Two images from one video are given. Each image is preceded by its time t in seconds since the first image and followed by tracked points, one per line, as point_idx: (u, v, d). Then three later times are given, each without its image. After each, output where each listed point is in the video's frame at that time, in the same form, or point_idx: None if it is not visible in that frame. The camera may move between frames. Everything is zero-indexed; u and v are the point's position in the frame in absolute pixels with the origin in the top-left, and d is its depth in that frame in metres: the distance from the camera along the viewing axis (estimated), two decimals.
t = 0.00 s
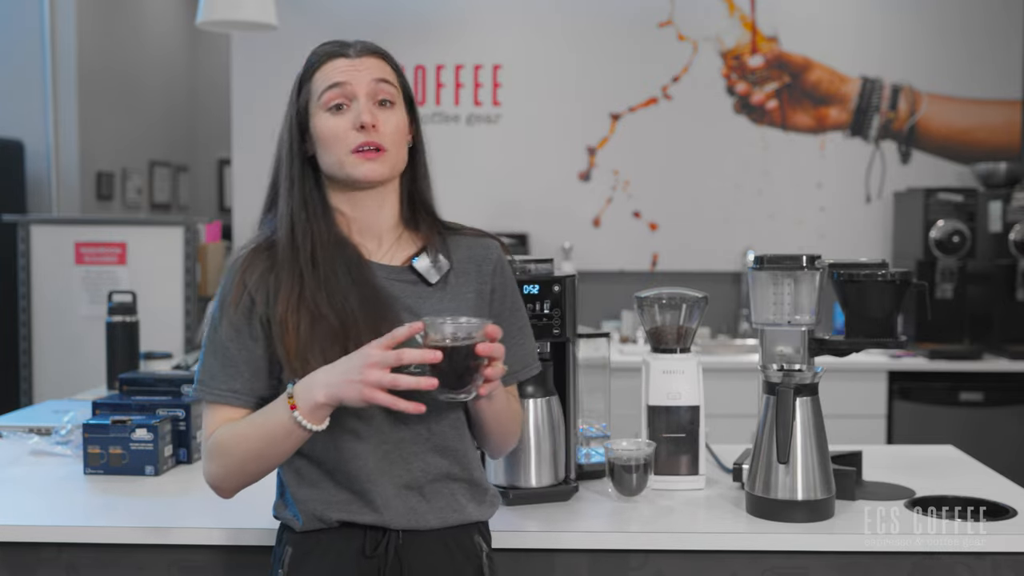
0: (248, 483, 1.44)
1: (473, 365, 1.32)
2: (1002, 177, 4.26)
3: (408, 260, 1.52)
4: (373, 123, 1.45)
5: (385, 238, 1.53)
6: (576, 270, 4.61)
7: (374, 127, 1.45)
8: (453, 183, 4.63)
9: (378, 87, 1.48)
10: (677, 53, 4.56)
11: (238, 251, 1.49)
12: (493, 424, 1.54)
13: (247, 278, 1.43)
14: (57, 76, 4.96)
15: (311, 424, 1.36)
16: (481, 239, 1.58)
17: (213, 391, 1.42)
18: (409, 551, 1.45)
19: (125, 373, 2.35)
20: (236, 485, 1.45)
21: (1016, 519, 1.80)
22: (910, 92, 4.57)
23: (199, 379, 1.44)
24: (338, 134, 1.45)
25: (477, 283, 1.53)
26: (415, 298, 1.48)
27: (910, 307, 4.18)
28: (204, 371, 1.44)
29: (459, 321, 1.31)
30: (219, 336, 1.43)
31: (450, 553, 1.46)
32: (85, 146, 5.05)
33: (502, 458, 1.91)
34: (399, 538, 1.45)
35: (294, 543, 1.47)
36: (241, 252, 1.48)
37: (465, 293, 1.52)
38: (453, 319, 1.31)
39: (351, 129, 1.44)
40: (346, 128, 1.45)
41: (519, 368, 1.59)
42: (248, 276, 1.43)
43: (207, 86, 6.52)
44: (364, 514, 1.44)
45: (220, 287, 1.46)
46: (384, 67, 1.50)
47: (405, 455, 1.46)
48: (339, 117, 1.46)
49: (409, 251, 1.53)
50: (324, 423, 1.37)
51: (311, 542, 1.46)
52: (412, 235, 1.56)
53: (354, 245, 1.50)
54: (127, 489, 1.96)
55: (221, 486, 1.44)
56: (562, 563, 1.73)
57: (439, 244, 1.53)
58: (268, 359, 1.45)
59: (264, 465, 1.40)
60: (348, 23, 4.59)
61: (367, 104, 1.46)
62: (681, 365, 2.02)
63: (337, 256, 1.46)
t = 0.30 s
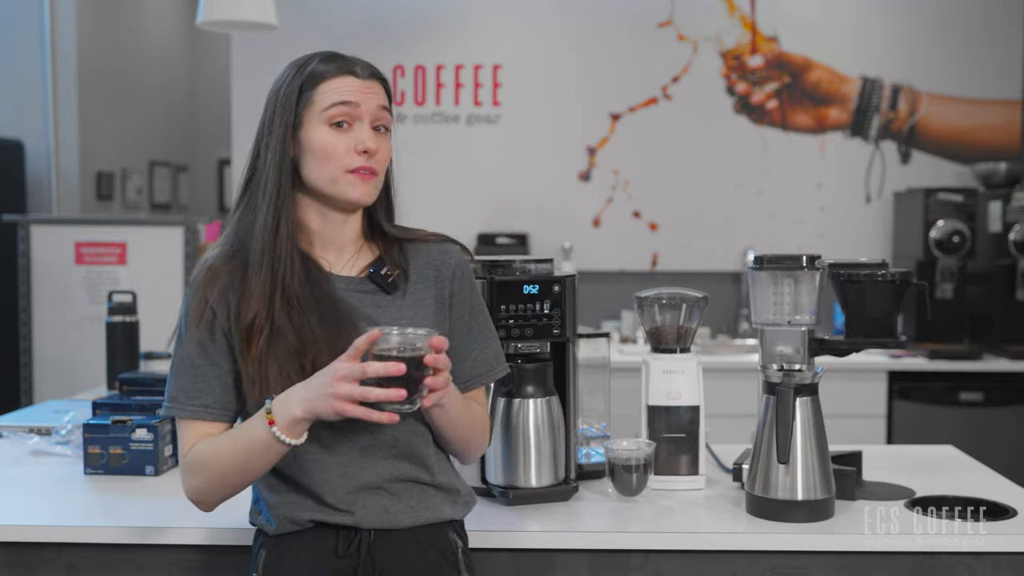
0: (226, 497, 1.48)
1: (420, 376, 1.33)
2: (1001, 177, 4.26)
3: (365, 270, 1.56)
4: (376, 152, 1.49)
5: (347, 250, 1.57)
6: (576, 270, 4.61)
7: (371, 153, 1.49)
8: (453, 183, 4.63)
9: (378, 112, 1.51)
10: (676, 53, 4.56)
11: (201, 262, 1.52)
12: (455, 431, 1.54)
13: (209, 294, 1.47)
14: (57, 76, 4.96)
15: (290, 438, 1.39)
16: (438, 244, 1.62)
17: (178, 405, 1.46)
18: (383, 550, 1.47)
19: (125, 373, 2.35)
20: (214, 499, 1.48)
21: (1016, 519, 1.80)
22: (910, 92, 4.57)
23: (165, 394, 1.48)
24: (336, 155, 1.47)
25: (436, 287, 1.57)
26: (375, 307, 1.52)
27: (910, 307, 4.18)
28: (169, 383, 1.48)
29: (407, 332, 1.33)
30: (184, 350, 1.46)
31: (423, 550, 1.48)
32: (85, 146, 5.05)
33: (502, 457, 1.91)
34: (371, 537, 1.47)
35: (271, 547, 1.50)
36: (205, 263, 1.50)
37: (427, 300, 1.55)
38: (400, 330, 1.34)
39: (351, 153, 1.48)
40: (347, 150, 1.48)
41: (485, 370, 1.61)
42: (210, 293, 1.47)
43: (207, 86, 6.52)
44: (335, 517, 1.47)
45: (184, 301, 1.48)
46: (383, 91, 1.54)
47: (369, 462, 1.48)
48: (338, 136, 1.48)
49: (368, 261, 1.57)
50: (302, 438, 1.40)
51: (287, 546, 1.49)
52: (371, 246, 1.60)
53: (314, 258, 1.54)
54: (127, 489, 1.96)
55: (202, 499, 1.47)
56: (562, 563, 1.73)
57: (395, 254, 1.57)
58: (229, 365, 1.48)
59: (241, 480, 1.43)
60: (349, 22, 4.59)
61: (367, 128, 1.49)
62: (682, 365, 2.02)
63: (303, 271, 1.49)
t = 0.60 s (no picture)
0: (235, 497, 1.48)
1: (399, 371, 1.32)
2: (1002, 177, 4.26)
3: (370, 273, 1.55)
4: (375, 161, 1.48)
5: (353, 254, 1.56)
6: (576, 270, 4.61)
7: (372, 163, 1.48)
8: (453, 183, 4.63)
9: (382, 122, 1.50)
10: (676, 53, 4.56)
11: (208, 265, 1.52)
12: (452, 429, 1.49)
13: (213, 297, 1.47)
14: (57, 76, 4.96)
15: (290, 433, 1.39)
16: (445, 246, 1.61)
17: (182, 407, 1.46)
18: (387, 560, 1.47)
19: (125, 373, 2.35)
20: (224, 500, 1.49)
21: (1016, 519, 1.80)
22: (910, 92, 4.57)
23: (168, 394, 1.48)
24: (337, 165, 1.47)
25: (442, 291, 1.56)
26: (379, 311, 1.51)
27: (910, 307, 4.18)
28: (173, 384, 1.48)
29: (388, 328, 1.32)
30: (188, 352, 1.47)
31: (427, 561, 1.48)
32: (85, 147, 5.05)
33: (501, 457, 1.90)
34: (376, 546, 1.47)
35: (275, 550, 1.50)
36: (212, 267, 1.51)
37: (433, 302, 1.54)
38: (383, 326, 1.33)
39: (351, 162, 1.47)
40: (347, 160, 1.47)
41: (492, 374, 1.58)
42: (215, 296, 1.47)
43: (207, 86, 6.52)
44: (341, 523, 1.47)
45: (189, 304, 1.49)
46: (387, 99, 1.52)
47: (377, 467, 1.48)
48: (340, 145, 1.47)
49: (373, 264, 1.57)
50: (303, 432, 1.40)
51: (291, 549, 1.48)
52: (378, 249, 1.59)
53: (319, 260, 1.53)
54: (128, 489, 1.96)
55: (211, 499, 1.48)
56: (562, 563, 1.73)
57: (401, 257, 1.56)
58: (233, 369, 1.48)
59: (246, 479, 1.44)
60: (348, 22, 4.59)
61: (369, 138, 1.48)
62: (682, 365, 2.02)
63: (309, 277, 1.49)
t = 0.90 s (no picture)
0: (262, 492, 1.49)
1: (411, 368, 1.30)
2: (1002, 177, 4.26)
3: (400, 275, 1.55)
4: (402, 163, 1.47)
5: (383, 256, 1.56)
6: (577, 270, 4.61)
7: (400, 165, 1.47)
8: (453, 183, 4.63)
9: (410, 124, 1.49)
10: (677, 53, 4.56)
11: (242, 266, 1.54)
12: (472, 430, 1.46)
13: (245, 297, 1.48)
14: (57, 76, 4.96)
15: (313, 429, 1.40)
16: (478, 251, 1.59)
17: (209, 403, 1.47)
18: (406, 564, 1.47)
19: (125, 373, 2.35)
20: (252, 495, 1.50)
21: (1016, 519, 1.80)
22: (910, 92, 4.58)
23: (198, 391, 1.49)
24: (366, 167, 1.47)
25: (472, 294, 1.55)
26: (409, 312, 1.51)
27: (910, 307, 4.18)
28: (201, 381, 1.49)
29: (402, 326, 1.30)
30: (218, 350, 1.48)
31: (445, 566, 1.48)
32: (85, 147, 5.05)
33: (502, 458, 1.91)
34: (396, 549, 1.47)
35: (296, 549, 1.50)
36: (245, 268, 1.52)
37: (462, 304, 1.53)
38: (397, 324, 1.31)
39: (379, 165, 1.47)
40: (376, 163, 1.47)
41: (519, 380, 1.56)
42: (247, 295, 1.48)
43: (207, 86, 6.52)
44: (362, 525, 1.47)
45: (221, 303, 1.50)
46: (416, 102, 1.51)
47: (401, 469, 1.47)
48: (368, 148, 1.47)
49: (403, 267, 1.56)
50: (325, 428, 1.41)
51: (312, 549, 1.49)
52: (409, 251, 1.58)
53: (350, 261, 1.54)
54: (128, 489, 1.97)
55: (239, 495, 1.49)
56: (563, 563, 1.73)
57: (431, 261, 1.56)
58: (263, 369, 1.49)
59: (272, 475, 1.44)
60: (348, 22, 4.59)
61: (398, 141, 1.48)
62: (682, 365, 2.02)
63: (341, 279, 1.49)
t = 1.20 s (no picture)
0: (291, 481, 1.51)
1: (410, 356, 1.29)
2: (1001, 177, 4.26)
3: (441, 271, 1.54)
4: (439, 159, 1.46)
5: (424, 252, 1.56)
6: (576, 270, 4.61)
7: (437, 161, 1.46)
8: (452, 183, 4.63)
9: (447, 120, 1.48)
10: (677, 53, 4.56)
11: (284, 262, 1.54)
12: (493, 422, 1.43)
13: (284, 290, 1.49)
14: (57, 76, 4.96)
15: (331, 423, 1.41)
16: (519, 247, 1.58)
17: (248, 395, 1.48)
18: (431, 561, 1.46)
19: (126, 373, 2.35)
20: (281, 484, 1.52)
21: (1016, 519, 1.80)
22: (910, 92, 4.58)
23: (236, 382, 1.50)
24: (403, 162, 1.46)
25: (510, 290, 1.53)
26: (447, 307, 1.50)
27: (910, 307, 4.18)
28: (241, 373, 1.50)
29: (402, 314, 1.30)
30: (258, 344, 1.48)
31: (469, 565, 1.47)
32: (85, 147, 5.05)
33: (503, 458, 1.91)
34: (421, 545, 1.47)
35: (320, 544, 1.49)
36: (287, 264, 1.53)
37: (501, 301, 1.52)
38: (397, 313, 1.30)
39: (415, 160, 1.46)
40: (413, 158, 1.46)
41: (556, 378, 1.53)
42: (286, 289, 1.49)
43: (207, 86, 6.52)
44: (388, 517, 1.46)
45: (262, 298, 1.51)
46: (454, 98, 1.51)
47: (431, 461, 1.47)
48: (406, 144, 1.47)
49: (443, 263, 1.56)
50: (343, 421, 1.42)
51: (337, 543, 1.48)
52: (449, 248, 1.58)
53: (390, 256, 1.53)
54: (129, 489, 1.97)
55: (269, 484, 1.51)
56: (563, 563, 1.73)
57: (471, 255, 1.55)
58: (299, 362, 1.50)
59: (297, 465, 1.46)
60: (347, 21, 4.58)
61: (435, 136, 1.47)
62: (681, 365, 2.02)
63: (379, 274, 1.49)
